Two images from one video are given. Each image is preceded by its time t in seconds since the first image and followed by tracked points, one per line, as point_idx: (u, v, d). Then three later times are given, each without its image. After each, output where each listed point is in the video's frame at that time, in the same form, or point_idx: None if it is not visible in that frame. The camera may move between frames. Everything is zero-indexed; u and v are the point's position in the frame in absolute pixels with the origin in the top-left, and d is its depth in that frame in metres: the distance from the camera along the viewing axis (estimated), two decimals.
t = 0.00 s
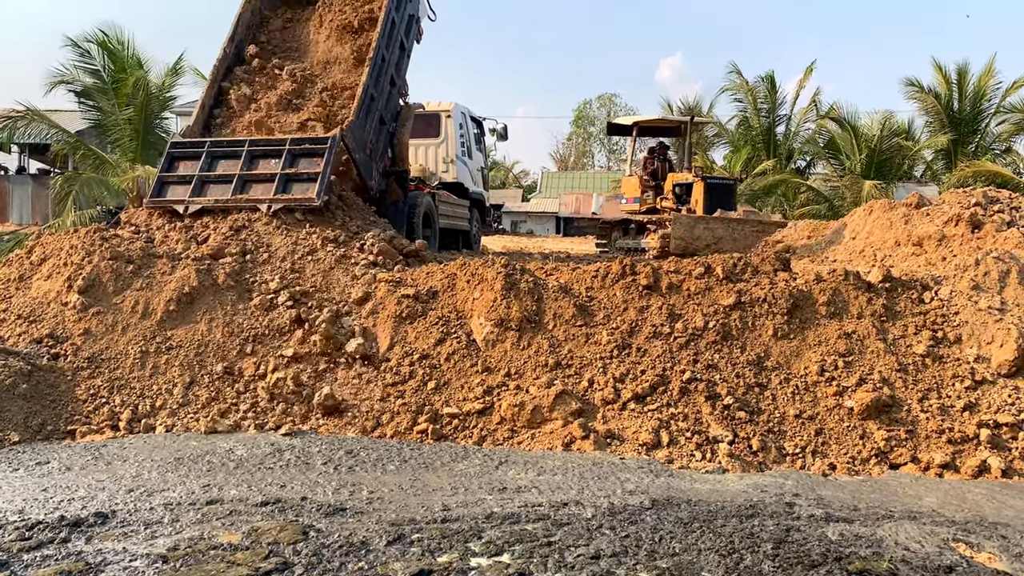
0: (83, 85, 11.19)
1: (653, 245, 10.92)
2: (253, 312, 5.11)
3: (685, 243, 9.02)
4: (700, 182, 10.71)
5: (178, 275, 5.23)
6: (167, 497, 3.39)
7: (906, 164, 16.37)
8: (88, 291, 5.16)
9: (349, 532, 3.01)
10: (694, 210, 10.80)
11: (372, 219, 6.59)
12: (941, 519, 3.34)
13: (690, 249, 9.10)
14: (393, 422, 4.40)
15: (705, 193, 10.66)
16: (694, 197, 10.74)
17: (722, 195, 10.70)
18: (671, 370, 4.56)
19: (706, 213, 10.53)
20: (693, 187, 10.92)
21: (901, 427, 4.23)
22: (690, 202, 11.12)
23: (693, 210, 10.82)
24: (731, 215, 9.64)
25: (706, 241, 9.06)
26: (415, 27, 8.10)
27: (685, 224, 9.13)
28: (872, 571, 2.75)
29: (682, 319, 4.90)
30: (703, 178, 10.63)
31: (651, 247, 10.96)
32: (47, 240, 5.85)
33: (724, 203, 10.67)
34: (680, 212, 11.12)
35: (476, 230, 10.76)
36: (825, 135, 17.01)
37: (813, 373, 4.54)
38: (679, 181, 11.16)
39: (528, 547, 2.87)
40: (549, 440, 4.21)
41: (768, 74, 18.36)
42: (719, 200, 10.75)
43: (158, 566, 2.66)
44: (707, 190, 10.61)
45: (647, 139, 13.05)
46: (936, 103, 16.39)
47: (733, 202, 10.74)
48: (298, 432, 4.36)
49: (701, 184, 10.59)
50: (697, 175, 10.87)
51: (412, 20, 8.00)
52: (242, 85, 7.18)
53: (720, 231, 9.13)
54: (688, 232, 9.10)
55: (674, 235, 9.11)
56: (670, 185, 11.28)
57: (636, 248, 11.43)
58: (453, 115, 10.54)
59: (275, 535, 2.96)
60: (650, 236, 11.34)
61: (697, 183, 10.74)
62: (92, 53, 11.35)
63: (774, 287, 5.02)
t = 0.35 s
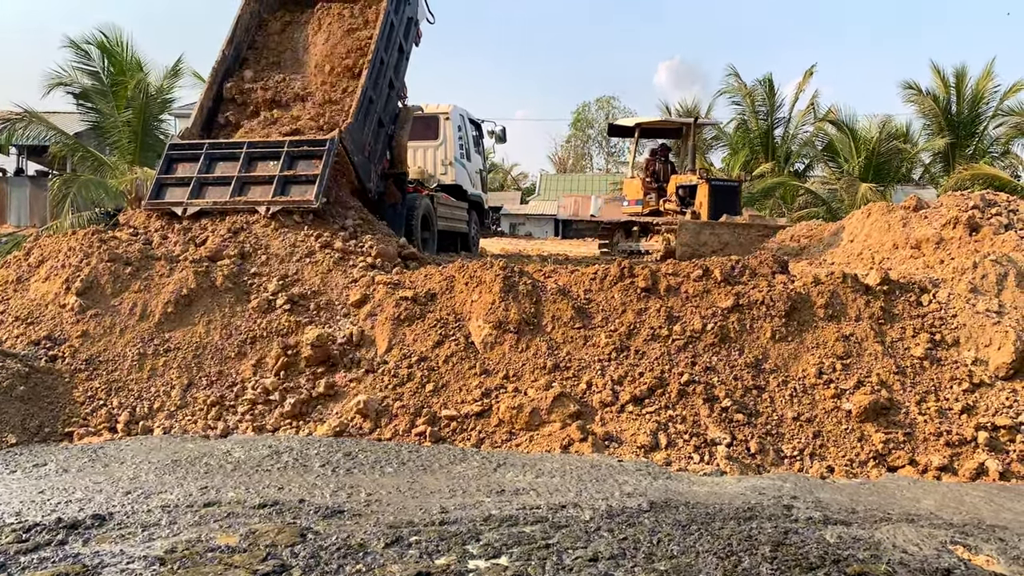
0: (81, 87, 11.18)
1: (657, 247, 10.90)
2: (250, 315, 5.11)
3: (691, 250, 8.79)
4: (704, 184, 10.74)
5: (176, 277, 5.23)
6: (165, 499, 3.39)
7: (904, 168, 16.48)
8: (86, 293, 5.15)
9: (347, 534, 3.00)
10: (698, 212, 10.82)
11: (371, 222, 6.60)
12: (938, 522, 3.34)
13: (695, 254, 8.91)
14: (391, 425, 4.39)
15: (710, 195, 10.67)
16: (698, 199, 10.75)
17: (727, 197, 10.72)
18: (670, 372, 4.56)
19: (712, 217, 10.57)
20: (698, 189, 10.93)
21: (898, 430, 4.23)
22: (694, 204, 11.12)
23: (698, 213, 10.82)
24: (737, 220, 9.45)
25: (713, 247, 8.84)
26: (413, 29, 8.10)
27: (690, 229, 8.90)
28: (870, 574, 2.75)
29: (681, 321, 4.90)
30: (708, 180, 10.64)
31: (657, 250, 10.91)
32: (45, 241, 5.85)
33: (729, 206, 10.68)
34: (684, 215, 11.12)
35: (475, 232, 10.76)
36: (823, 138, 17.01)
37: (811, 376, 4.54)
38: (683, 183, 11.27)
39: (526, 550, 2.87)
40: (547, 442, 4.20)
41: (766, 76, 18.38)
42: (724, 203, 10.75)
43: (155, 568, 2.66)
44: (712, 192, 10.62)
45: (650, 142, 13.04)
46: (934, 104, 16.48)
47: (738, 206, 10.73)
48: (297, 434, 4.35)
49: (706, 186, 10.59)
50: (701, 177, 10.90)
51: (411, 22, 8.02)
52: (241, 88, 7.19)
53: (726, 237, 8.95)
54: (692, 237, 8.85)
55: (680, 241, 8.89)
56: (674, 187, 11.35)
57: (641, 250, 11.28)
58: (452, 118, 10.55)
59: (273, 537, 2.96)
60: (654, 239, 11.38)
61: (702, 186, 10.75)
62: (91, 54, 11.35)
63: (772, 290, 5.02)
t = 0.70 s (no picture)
0: (76, 88, 11.14)
1: (657, 248, 10.82)
2: (246, 316, 5.10)
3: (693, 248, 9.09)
4: (705, 184, 10.59)
5: (171, 278, 5.23)
6: (160, 501, 3.38)
7: (899, 168, 16.47)
8: (81, 294, 5.14)
9: (343, 536, 3.00)
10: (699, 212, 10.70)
11: (366, 222, 6.60)
12: (933, 522, 3.35)
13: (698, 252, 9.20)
14: (387, 426, 4.39)
15: (711, 194, 10.55)
16: (699, 199, 10.64)
17: (728, 196, 10.60)
18: (665, 373, 4.56)
19: (712, 216, 10.45)
20: (698, 188, 10.82)
21: (893, 430, 4.24)
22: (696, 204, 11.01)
23: (699, 212, 10.72)
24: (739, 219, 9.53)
25: (714, 245, 9.12)
26: (409, 31, 8.11)
27: (693, 227, 9.17)
28: (865, 573, 2.76)
29: (676, 322, 4.90)
30: (709, 179, 10.54)
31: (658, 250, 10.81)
32: (40, 243, 5.84)
33: (731, 205, 10.55)
34: (684, 215, 11.01)
35: (470, 233, 10.77)
36: (818, 139, 17.06)
37: (806, 377, 4.55)
38: (683, 183, 11.10)
39: (522, 551, 2.87)
40: (543, 443, 4.21)
41: (761, 78, 18.41)
42: (726, 203, 10.64)
43: (150, 570, 2.66)
44: (713, 191, 10.51)
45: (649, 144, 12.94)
46: (928, 105, 16.56)
47: (741, 205, 10.60)
48: (292, 435, 4.34)
49: (706, 186, 10.46)
50: (702, 176, 10.80)
51: (407, 24, 8.02)
52: (236, 89, 7.19)
53: (729, 236, 9.16)
54: (695, 236, 9.17)
55: (682, 239, 9.21)
56: (675, 187, 11.21)
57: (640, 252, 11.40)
58: (448, 119, 10.55)
59: (268, 538, 2.95)
60: (654, 240, 11.33)
61: (702, 185, 10.64)
62: (86, 55, 11.30)
63: (767, 290, 5.03)
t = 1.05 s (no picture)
0: (69, 89, 11.07)
1: (659, 248, 10.85)
2: (240, 317, 5.09)
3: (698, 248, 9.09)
4: (706, 183, 10.61)
5: (166, 280, 5.22)
6: (154, 502, 3.38)
7: (893, 169, 16.55)
8: (74, 296, 5.13)
9: (338, 537, 3.00)
10: (700, 211, 10.71)
11: (361, 223, 6.59)
12: (927, 521, 3.36)
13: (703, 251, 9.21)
14: (382, 427, 4.38)
15: (712, 193, 10.58)
16: (700, 198, 10.64)
17: (729, 196, 10.65)
18: (660, 373, 4.57)
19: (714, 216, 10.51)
20: (699, 188, 10.83)
21: (887, 430, 4.26)
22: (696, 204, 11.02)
23: (700, 212, 10.73)
24: (740, 218, 9.54)
25: (718, 245, 9.10)
26: (403, 31, 8.10)
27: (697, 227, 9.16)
28: (859, 573, 2.77)
29: (670, 322, 4.91)
30: (710, 179, 10.55)
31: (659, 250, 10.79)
32: (33, 244, 5.82)
33: (732, 205, 10.62)
34: (685, 215, 11.03)
35: (465, 233, 10.77)
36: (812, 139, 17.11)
37: (800, 377, 4.56)
38: (683, 182, 11.11)
39: (517, 551, 2.87)
40: (538, 444, 4.21)
41: (756, 78, 18.44)
42: (727, 202, 10.68)
43: (144, 572, 2.65)
44: (714, 191, 10.54)
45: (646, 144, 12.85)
46: (921, 105, 16.57)
47: (742, 205, 10.67)
48: (287, 436, 4.34)
49: (707, 185, 10.47)
50: (702, 175, 10.81)
51: (401, 24, 8.01)
52: (230, 90, 7.18)
53: (731, 235, 9.15)
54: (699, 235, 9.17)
55: (686, 240, 9.20)
56: (674, 187, 11.22)
57: (640, 252, 11.39)
58: (442, 119, 10.54)
59: (263, 540, 2.95)
60: (654, 240, 11.31)
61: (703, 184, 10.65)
62: (79, 56, 11.24)
63: (761, 291, 5.04)
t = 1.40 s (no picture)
0: (61, 88, 11.02)
1: (658, 247, 10.80)
2: (233, 318, 5.08)
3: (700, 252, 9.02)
4: (705, 183, 10.60)
5: (158, 280, 5.20)
6: (146, 503, 3.37)
7: (885, 170, 16.64)
8: (66, 296, 5.11)
9: (331, 538, 3.00)
10: (700, 211, 10.67)
11: (354, 223, 6.59)
12: (920, 521, 3.37)
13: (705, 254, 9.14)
14: (375, 428, 4.38)
15: (711, 192, 10.55)
16: (699, 198, 10.60)
17: (729, 195, 10.61)
18: (653, 373, 4.58)
19: (714, 216, 10.48)
20: (698, 187, 10.80)
21: (879, 430, 4.27)
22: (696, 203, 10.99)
23: (699, 212, 10.70)
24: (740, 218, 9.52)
25: (720, 249, 9.01)
26: (397, 31, 8.10)
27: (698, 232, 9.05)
28: (851, 572, 2.77)
29: (663, 322, 4.92)
30: (709, 178, 10.52)
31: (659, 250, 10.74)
32: (24, 245, 5.80)
33: (732, 204, 10.61)
34: (684, 215, 10.94)
35: (459, 234, 10.77)
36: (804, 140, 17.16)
37: (793, 377, 4.58)
38: (681, 182, 11.08)
39: (510, 552, 2.87)
40: (531, 444, 4.21)
41: (749, 79, 18.47)
42: (727, 202, 10.65)
43: (136, 573, 2.64)
44: (714, 190, 10.51)
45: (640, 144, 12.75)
46: (913, 106, 16.63)
47: (741, 204, 10.63)
48: (280, 437, 4.33)
49: (706, 185, 10.43)
50: (701, 175, 10.78)
51: (394, 24, 8.01)
52: (222, 90, 7.16)
53: (733, 238, 9.02)
54: (700, 239, 9.08)
55: (688, 244, 9.12)
56: (672, 187, 11.18)
57: (638, 253, 11.38)
58: (436, 120, 10.54)
59: (255, 541, 2.95)
60: (653, 240, 11.25)
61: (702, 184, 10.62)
62: (72, 56, 11.20)
63: (754, 291, 5.05)
